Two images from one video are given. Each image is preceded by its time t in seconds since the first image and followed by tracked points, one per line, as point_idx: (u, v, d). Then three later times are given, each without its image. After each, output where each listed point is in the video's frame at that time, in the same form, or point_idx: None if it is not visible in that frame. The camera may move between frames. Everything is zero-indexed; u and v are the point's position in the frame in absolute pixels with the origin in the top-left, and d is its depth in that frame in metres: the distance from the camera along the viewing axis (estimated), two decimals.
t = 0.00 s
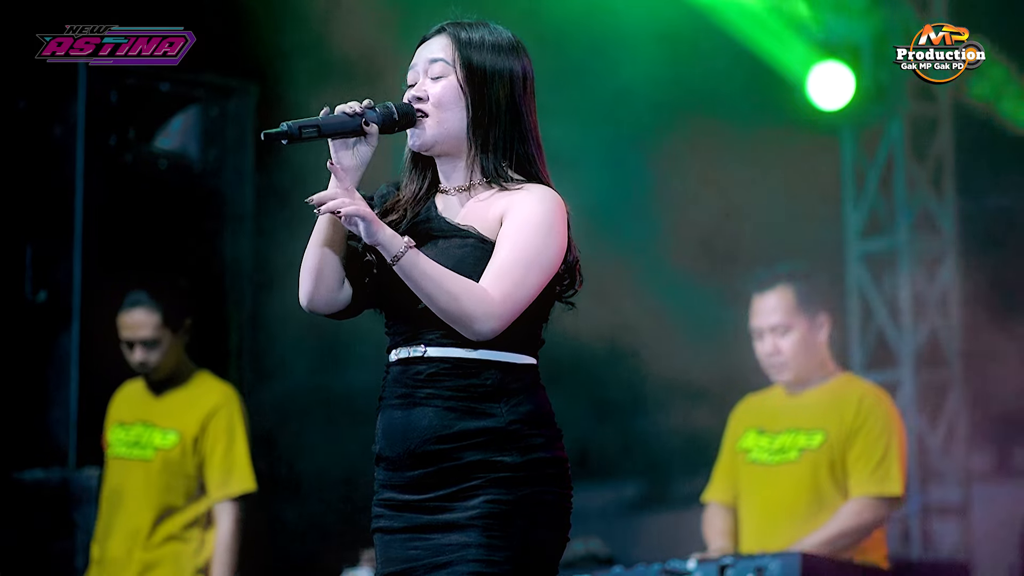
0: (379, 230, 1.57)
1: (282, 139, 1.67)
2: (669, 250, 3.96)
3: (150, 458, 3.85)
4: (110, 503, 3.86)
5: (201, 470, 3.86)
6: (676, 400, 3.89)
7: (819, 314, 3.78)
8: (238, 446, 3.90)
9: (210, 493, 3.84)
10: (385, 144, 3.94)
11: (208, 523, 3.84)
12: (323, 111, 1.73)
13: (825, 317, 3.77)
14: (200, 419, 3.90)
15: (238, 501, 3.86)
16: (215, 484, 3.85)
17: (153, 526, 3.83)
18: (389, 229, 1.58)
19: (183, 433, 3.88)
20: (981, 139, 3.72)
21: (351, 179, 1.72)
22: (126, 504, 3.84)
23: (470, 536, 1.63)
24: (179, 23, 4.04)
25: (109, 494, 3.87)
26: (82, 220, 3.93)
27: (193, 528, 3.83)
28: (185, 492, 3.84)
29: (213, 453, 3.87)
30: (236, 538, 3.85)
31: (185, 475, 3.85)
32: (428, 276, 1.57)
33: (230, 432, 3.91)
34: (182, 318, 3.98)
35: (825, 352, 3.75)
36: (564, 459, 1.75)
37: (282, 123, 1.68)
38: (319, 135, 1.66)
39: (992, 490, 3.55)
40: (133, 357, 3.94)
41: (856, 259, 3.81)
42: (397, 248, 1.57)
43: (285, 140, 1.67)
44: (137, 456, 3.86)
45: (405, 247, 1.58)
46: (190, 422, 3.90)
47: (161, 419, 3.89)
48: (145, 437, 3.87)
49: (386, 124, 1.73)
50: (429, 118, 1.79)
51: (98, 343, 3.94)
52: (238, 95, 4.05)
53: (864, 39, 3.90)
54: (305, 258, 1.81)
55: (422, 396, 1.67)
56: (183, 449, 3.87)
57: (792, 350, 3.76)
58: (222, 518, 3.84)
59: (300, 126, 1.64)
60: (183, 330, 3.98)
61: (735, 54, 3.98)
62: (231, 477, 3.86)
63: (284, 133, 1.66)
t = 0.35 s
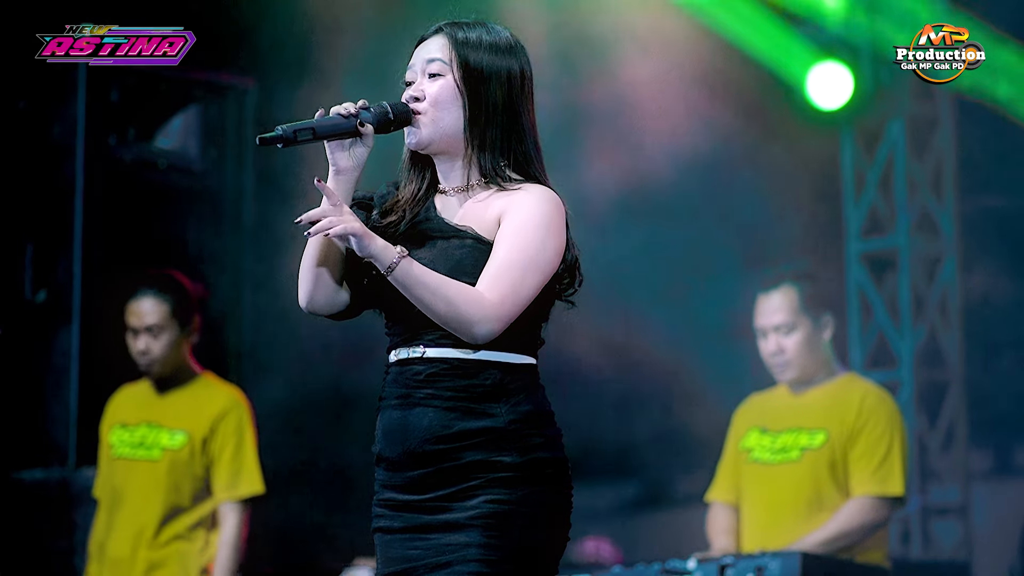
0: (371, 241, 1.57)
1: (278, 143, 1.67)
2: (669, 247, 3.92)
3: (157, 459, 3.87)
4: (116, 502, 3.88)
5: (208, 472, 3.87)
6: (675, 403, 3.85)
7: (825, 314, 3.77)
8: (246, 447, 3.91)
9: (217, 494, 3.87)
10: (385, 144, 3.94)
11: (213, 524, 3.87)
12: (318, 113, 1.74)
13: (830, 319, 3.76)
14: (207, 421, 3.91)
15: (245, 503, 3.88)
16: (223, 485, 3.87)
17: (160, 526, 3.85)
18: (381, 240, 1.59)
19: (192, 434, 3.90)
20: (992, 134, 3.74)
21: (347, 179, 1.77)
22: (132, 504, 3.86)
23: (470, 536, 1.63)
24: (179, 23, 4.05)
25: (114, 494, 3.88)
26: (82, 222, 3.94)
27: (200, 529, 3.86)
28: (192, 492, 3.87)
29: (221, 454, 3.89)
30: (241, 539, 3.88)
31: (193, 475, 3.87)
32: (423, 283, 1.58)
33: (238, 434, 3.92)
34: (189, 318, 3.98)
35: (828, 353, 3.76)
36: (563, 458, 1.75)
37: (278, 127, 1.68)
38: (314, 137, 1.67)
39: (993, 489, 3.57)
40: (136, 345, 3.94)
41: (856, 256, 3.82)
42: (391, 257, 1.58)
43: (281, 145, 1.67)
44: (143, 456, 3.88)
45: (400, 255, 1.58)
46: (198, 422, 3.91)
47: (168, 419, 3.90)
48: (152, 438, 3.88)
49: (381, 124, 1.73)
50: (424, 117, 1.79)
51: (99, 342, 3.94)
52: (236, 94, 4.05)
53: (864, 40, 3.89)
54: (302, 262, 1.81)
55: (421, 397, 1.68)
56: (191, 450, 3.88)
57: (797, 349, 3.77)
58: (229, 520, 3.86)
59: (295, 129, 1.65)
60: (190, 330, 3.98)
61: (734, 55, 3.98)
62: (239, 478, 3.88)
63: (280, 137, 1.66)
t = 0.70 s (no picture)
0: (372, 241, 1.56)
1: (274, 136, 1.68)
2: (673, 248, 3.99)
3: (154, 457, 3.78)
4: (115, 501, 3.80)
5: (209, 472, 3.78)
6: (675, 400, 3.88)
7: (827, 314, 3.71)
8: (246, 448, 3.83)
9: (219, 495, 3.77)
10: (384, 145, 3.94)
11: (214, 526, 3.75)
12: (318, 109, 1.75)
13: (833, 319, 3.71)
14: (207, 420, 3.83)
15: (248, 502, 3.79)
16: (222, 485, 3.77)
17: (156, 526, 3.75)
18: (384, 240, 1.57)
19: (190, 433, 3.80)
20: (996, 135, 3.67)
21: (345, 177, 1.76)
22: (130, 502, 3.78)
23: (468, 537, 1.63)
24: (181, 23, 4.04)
25: (113, 493, 3.81)
26: (82, 220, 3.89)
27: (197, 529, 3.74)
28: (189, 492, 3.75)
29: (219, 454, 3.80)
30: (247, 541, 3.78)
31: (190, 474, 3.77)
32: (430, 283, 1.57)
33: (239, 434, 3.85)
34: (193, 314, 3.94)
35: (830, 351, 3.70)
36: (562, 458, 1.74)
37: (276, 121, 1.70)
38: (312, 132, 1.68)
39: (995, 490, 3.50)
40: (138, 326, 3.91)
41: (856, 257, 3.80)
42: (396, 256, 1.56)
43: (278, 138, 1.68)
44: (142, 455, 3.80)
45: (405, 254, 1.57)
46: (197, 421, 3.82)
47: (167, 418, 3.82)
48: (150, 436, 3.81)
49: (380, 122, 1.73)
50: (424, 118, 1.80)
51: (100, 342, 3.90)
52: (238, 94, 4.07)
53: (865, 39, 3.86)
54: (299, 258, 1.81)
55: (419, 397, 1.67)
56: (190, 449, 3.78)
57: (798, 350, 3.71)
58: (232, 520, 3.76)
59: (291, 123, 1.66)
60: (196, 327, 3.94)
61: (735, 60, 3.99)
62: (241, 478, 3.79)
63: (276, 130, 1.68)
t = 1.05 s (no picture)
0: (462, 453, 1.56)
1: (264, 144, 1.68)
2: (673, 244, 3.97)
3: (147, 455, 3.79)
4: (110, 499, 3.81)
5: (200, 469, 3.78)
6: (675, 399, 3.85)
7: (825, 314, 3.70)
8: (237, 445, 3.83)
9: (209, 492, 3.78)
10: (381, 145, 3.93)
11: (205, 522, 3.77)
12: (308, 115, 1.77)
13: (830, 319, 3.70)
14: (198, 417, 3.83)
15: (238, 499, 3.80)
16: (214, 482, 3.78)
17: (148, 526, 3.76)
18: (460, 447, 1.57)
19: (181, 429, 3.80)
20: (994, 135, 3.67)
21: (338, 181, 1.79)
22: (123, 500, 3.79)
23: (465, 537, 1.63)
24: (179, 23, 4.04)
25: (108, 490, 3.82)
26: (82, 221, 3.93)
27: (189, 527, 3.76)
28: (182, 490, 3.77)
29: (210, 452, 3.80)
30: (236, 538, 3.79)
31: (183, 472, 3.78)
32: (498, 400, 1.58)
33: (230, 432, 3.84)
34: (190, 313, 3.94)
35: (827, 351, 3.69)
36: (558, 458, 1.74)
37: (266, 129, 1.69)
38: (302, 138, 1.69)
39: (994, 491, 3.49)
40: (136, 319, 3.92)
41: (854, 258, 3.82)
42: (470, 434, 1.57)
43: (268, 146, 1.67)
44: (136, 452, 3.81)
45: (472, 427, 1.57)
46: (189, 418, 3.82)
47: (159, 416, 3.82)
48: (143, 434, 3.81)
49: (370, 125, 1.76)
50: (416, 119, 1.80)
51: (100, 341, 3.92)
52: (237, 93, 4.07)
53: (864, 37, 3.85)
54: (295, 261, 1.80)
55: (414, 398, 1.68)
56: (181, 446, 3.79)
57: (797, 351, 3.69)
58: (222, 517, 3.77)
59: (283, 132, 1.66)
60: (194, 326, 3.93)
61: (734, 64, 3.99)
62: (231, 475, 3.80)
63: (267, 138, 1.68)
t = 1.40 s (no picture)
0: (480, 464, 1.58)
1: (267, 145, 1.71)
2: (674, 245, 3.97)
3: (142, 455, 3.80)
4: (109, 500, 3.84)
5: (190, 466, 3.79)
6: (675, 397, 3.85)
7: (830, 314, 3.69)
8: (224, 440, 3.81)
9: (200, 489, 3.78)
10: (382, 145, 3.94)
11: (199, 519, 3.77)
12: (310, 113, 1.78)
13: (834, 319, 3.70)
14: (186, 415, 3.82)
15: (228, 494, 3.78)
16: (205, 479, 3.78)
17: (143, 525, 3.78)
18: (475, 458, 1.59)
19: (170, 428, 3.81)
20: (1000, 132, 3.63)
21: (340, 180, 1.79)
22: (123, 501, 3.81)
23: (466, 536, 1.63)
24: (180, 23, 4.04)
25: (107, 491, 3.84)
26: (82, 220, 3.95)
27: (183, 525, 3.76)
28: (176, 489, 3.77)
29: (198, 448, 3.80)
30: (229, 533, 3.77)
31: (176, 471, 3.78)
32: (512, 404, 1.59)
33: (220, 426, 3.82)
34: (182, 310, 3.96)
35: (830, 352, 3.67)
36: (558, 458, 1.75)
37: (269, 130, 1.72)
38: (305, 138, 1.70)
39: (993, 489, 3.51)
40: (128, 316, 3.94)
41: (853, 258, 3.84)
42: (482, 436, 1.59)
43: (270, 147, 1.71)
44: (131, 452, 3.81)
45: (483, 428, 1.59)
46: (178, 416, 3.82)
47: (149, 415, 3.82)
48: (136, 434, 3.82)
49: (372, 123, 1.77)
50: (417, 117, 1.80)
51: (100, 341, 3.92)
52: (237, 94, 4.07)
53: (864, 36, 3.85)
54: (296, 261, 1.80)
55: (415, 398, 1.67)
56: (170, 444, 3.79)
57: (800, 350, 3.68)
58: (214, 512, 3.76)
59: (286, 132, 1.68)
60: (186, 322, 3.95)
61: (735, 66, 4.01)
62: (219, 471, 3.78)
63: (270, 140, 1.70)
